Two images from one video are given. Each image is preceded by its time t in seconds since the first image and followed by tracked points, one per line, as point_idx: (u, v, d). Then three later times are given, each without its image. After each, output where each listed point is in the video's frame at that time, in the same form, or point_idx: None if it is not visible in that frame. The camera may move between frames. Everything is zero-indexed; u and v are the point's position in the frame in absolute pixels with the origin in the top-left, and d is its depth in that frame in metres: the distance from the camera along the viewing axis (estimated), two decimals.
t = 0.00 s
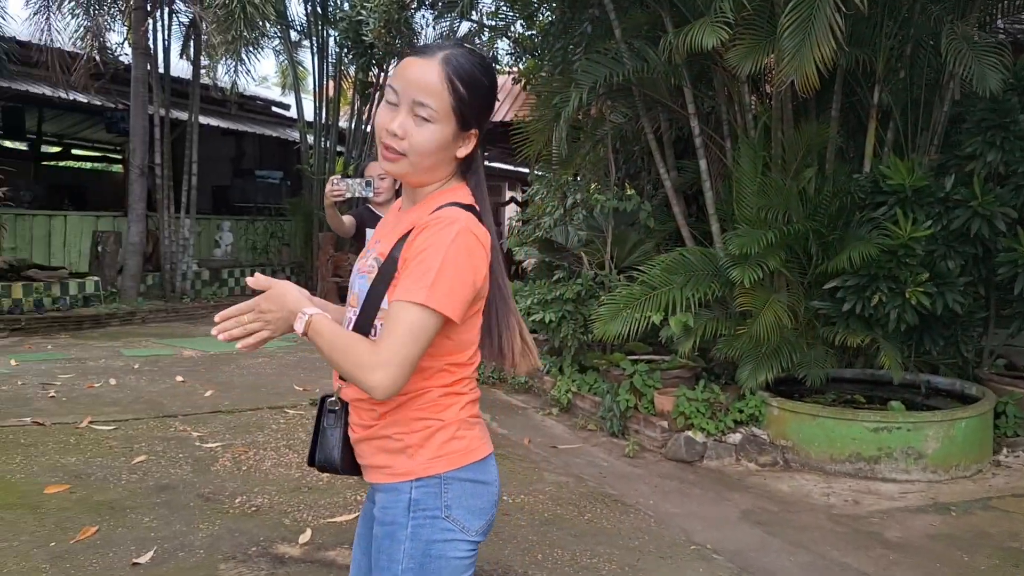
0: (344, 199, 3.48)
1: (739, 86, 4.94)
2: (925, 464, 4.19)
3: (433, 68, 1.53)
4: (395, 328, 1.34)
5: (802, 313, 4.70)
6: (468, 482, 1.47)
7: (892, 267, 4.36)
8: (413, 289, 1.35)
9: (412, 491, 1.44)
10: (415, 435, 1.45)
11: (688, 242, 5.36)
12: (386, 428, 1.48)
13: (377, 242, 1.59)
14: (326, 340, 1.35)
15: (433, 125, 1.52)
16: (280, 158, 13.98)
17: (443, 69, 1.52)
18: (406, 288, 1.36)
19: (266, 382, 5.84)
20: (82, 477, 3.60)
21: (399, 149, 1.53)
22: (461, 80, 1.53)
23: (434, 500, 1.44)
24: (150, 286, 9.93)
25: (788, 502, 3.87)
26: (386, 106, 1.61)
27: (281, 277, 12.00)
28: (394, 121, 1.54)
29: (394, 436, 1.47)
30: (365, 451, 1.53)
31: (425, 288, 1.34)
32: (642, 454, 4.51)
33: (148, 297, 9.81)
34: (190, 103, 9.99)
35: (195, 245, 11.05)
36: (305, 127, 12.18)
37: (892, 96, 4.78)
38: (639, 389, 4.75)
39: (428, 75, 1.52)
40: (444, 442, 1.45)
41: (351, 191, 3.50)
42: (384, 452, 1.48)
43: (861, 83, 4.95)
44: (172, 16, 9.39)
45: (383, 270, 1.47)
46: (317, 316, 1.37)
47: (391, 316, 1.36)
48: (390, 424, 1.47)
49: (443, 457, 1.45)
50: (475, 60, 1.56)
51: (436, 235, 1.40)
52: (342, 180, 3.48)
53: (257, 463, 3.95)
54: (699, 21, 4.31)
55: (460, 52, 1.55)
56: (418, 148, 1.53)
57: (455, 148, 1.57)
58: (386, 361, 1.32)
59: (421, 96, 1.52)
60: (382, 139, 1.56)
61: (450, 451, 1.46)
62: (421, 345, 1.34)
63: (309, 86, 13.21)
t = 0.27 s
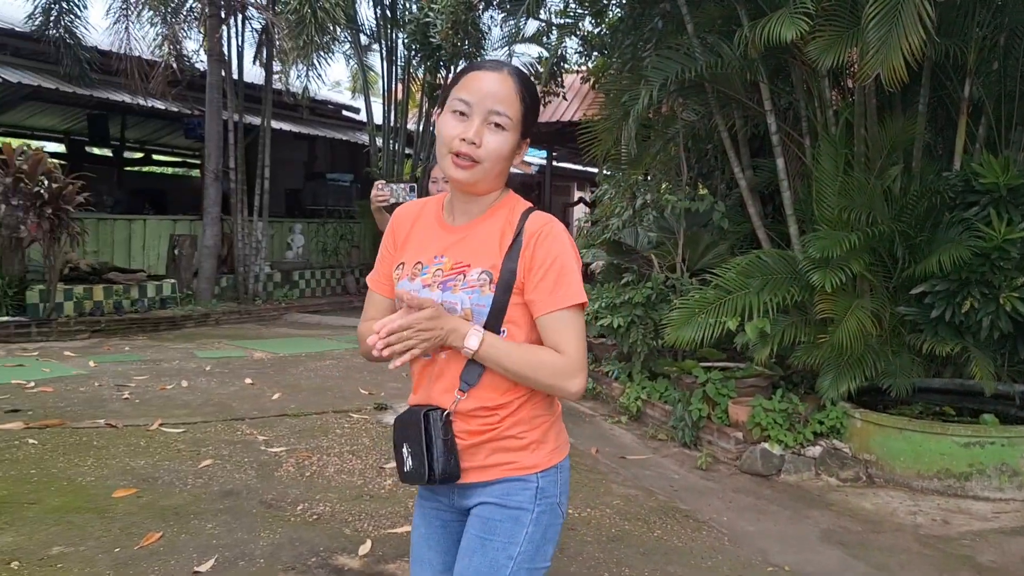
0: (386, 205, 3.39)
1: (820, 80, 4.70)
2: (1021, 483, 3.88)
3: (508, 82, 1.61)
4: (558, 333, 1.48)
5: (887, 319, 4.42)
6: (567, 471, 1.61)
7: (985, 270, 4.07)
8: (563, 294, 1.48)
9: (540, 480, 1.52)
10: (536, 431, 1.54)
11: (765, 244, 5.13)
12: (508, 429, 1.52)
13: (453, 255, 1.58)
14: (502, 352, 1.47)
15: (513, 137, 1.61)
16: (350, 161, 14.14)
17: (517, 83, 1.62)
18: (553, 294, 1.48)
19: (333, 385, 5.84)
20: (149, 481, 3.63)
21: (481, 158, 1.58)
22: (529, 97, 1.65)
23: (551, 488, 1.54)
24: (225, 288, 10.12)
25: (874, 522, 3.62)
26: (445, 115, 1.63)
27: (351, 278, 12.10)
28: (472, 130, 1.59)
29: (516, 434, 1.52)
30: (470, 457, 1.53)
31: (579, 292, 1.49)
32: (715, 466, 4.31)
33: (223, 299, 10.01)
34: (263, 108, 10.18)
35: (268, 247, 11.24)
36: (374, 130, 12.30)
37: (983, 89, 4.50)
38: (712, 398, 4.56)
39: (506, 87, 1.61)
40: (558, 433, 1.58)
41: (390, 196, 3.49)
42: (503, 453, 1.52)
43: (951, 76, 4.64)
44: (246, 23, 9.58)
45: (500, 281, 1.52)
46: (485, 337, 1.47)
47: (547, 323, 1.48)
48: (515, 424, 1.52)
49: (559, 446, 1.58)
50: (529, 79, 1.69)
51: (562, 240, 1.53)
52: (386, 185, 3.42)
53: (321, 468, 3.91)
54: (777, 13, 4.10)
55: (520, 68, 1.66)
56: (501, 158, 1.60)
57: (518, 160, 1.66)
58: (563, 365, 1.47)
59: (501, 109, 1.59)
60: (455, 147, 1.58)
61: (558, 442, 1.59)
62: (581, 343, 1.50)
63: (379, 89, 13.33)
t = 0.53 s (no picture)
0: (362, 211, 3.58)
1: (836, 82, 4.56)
2: None
3: (512, 111, 1.58)
4: (590, 335, 1.55)
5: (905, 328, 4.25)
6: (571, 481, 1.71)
7: (1007, 279, 3.90)
8: (596, 302, 1.57)
9: (564, 496, 1.62)
10: (562, 446, 1.62)
11: (779, 250, 4.99)
12: (541, 446, 1.58)
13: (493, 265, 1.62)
14: (540, 337, 1.50)
15: (529, 161, 1.60)
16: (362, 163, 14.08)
17: (521, 108, 1.59)
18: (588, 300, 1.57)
19: (337, 391, 5.75)
20: (143, 491, 3.56)
21: (503, 193, 1.59)
22: (536, 112, 1.62)
23: (569, 500, 1.65)
24: (234, 290, 10.06)
25: (890, 540, 3.48)
26: (459, 154, 1.62)
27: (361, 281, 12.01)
28: (488, 167, 1.58)
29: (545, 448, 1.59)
30: (499, 471, 1.56)
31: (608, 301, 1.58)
32: (725, 479, 4.18)
33: (232, 301, 9.95)
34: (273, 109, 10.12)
35: (278, 249, 11.19)
36: (386, 132, 12.23)
37: (1006, 91, 4.34)
38: (723, 409, 4.42)
39: (512, 118, 1.58)
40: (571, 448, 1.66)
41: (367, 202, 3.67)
42: (533, 466, 1.57)
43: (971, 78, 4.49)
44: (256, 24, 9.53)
45: (538, 289, 1.58)
46: (529, 313, 1.52)
47: (580, 325, 1.55)
48: (547, 440, 1.59)
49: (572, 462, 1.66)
50: (531, 88, 1.64)
51: (592, 253, 1.62)
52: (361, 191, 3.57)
53: (319, 479, 3.82)
54: (791, 12, 3.97)
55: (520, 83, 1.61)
56: (521, 186, 1.60)
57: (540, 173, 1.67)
58: (599, 365, 1.52)
59: (513, 140, 1.58)
60: (476, 188, 1.59)
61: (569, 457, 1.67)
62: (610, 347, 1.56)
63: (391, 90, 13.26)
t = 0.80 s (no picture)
0: (339, 216, 3.56)
1: (837, 84, 4.48)
2: None
3: (541, 194, 1.56)
4: (605, 378, 1.68)
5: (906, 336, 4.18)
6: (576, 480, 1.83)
7: (1010, 287, 3.84)
8: (610, 343, 1.69)
9: (577, 497, 1.74)
10: (574, 452, 1.74)
11: (778, 255, 4.93)
12: (557, 453, 1.69)
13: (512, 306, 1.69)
14: (565, 384, 1.61)
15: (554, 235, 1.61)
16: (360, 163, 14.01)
17: (550, 190, 1.57)
18: (603, 343, 1.69)
19: (331, 395, 5.68)
20: (128, 499, 3.49)
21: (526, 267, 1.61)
22: (562, 185, 1.60)
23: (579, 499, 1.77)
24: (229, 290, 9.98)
25: (889, 552, 3.42)
26: (482, 224, 1.61)
27: (359, 282, 11.92)
28: (513, 243, 1.59)
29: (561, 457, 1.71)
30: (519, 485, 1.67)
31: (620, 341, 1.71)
32: (722, 488, 4.12)
33: (227, 302, 9.88)
34: (270, 108, 10.05)
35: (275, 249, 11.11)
36: (384, 131, 12.15)
37: (1009, 94, 4.26)
38: (720, 416, 4.36)
39: (541, 201, 1.56)
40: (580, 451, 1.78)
41: (344, 208, 3.66)
42: (550, 476, 1.69)
43: (974, 81, 4.42)
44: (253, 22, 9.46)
45: (558, 331, 1.68)
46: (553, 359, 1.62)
47: (598, 369, 1.68)
48: (562, 447, 1.70)
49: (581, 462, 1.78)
50: (559, 156, 1.60)
51: (605, 294, 1.72)
52: (335, 197, 3.56)
53: (309, 487, 3.75)
54: (792, 13, 3.90)
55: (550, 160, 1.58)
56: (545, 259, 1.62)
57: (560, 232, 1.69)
58: (616, 408, 1.66)
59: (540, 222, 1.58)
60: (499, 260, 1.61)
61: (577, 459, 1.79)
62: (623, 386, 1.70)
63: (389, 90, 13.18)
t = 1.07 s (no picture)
0: (335, 212, 3.50)
1: (845, 78, 4.39)
2: None
3: (550, 179, 1.49)
4: (618, 381, 1.62)
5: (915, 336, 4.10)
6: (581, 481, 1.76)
7: None
8: (624, 345, 1.64)
9: (585, 498, 1.66)
10: (581, 451, 1.67)
11: (784, 253, 4.84)
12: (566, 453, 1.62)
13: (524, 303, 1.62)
14: (578, 386, 1.55)
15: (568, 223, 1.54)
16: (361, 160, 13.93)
17: (560, 174, 1.50)
18: (616, 344, 1.63)
19: (329, 395, 5.60)
20: (120, 502, 3.41)
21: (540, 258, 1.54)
22: (574, 171, 1.53)
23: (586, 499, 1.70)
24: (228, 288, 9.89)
25: (900, 557, 3.34)
26: (492, 216, 1.54)
27: (358, 280, 11.83)
28: (525, 234, 1.52)
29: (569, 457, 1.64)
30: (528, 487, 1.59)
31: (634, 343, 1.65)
32: (727, 491, 4.03)
33: (226, 300, 9.80)
34: (269, 104, 9.96)
35: (274, 246, 11.02)
36: (384, 128, 12.07)
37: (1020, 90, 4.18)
38: (725, 417, 4.28)
39: (550, 187, 1.49)
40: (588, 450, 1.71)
41: (341, 203, 3.58)
42: (559, 476, 1.61)
43: (985, 76, 4.33)
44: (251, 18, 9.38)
45: (572, 331, 1.61)
46: (567, 360, 1.56)
47: (610, 371, 1.63)
48: (570, 446, 1.64)
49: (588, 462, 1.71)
50: (568, 139, 1.53)
51: (619, 294, 1.67)
52: (333, 192, 3.52)
53: (306, 490, 3.67)
54: (799, 6, 3.80)
55: (558, 142, 1.50)
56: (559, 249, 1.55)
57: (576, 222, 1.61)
58: (629, 412, 1.61)
59: (552, 210, 1.50)
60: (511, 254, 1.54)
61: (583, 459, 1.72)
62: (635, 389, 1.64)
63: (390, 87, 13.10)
